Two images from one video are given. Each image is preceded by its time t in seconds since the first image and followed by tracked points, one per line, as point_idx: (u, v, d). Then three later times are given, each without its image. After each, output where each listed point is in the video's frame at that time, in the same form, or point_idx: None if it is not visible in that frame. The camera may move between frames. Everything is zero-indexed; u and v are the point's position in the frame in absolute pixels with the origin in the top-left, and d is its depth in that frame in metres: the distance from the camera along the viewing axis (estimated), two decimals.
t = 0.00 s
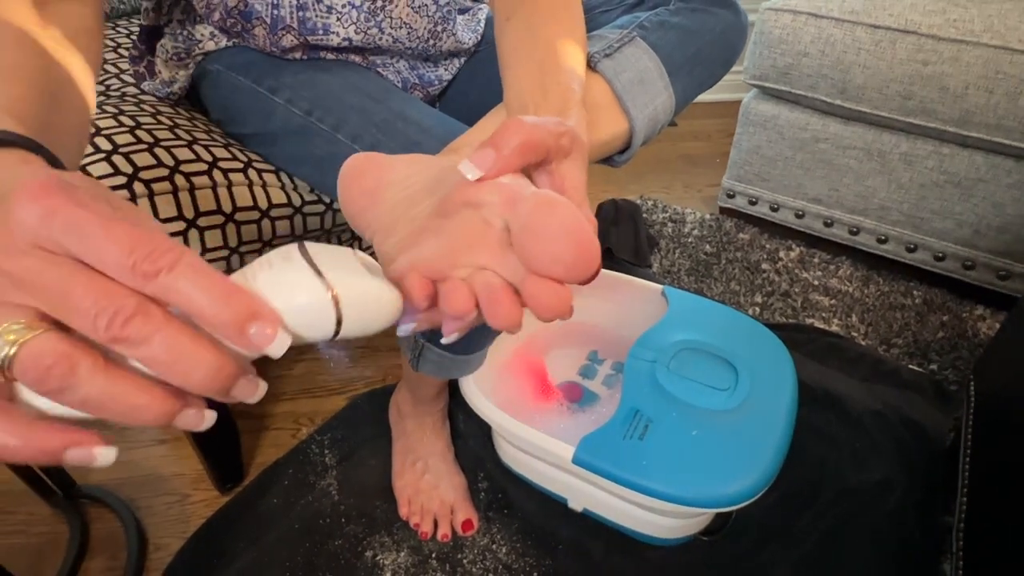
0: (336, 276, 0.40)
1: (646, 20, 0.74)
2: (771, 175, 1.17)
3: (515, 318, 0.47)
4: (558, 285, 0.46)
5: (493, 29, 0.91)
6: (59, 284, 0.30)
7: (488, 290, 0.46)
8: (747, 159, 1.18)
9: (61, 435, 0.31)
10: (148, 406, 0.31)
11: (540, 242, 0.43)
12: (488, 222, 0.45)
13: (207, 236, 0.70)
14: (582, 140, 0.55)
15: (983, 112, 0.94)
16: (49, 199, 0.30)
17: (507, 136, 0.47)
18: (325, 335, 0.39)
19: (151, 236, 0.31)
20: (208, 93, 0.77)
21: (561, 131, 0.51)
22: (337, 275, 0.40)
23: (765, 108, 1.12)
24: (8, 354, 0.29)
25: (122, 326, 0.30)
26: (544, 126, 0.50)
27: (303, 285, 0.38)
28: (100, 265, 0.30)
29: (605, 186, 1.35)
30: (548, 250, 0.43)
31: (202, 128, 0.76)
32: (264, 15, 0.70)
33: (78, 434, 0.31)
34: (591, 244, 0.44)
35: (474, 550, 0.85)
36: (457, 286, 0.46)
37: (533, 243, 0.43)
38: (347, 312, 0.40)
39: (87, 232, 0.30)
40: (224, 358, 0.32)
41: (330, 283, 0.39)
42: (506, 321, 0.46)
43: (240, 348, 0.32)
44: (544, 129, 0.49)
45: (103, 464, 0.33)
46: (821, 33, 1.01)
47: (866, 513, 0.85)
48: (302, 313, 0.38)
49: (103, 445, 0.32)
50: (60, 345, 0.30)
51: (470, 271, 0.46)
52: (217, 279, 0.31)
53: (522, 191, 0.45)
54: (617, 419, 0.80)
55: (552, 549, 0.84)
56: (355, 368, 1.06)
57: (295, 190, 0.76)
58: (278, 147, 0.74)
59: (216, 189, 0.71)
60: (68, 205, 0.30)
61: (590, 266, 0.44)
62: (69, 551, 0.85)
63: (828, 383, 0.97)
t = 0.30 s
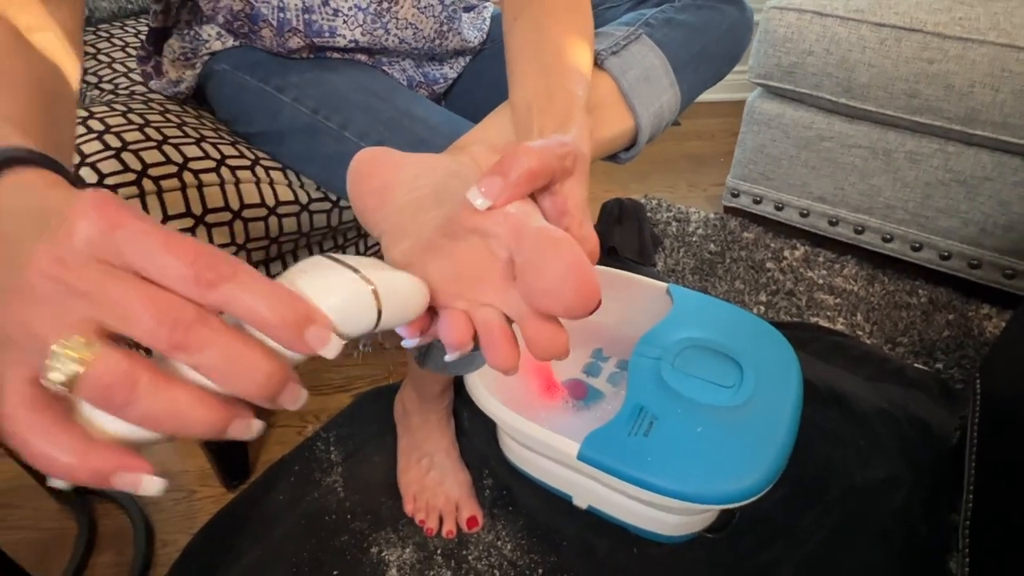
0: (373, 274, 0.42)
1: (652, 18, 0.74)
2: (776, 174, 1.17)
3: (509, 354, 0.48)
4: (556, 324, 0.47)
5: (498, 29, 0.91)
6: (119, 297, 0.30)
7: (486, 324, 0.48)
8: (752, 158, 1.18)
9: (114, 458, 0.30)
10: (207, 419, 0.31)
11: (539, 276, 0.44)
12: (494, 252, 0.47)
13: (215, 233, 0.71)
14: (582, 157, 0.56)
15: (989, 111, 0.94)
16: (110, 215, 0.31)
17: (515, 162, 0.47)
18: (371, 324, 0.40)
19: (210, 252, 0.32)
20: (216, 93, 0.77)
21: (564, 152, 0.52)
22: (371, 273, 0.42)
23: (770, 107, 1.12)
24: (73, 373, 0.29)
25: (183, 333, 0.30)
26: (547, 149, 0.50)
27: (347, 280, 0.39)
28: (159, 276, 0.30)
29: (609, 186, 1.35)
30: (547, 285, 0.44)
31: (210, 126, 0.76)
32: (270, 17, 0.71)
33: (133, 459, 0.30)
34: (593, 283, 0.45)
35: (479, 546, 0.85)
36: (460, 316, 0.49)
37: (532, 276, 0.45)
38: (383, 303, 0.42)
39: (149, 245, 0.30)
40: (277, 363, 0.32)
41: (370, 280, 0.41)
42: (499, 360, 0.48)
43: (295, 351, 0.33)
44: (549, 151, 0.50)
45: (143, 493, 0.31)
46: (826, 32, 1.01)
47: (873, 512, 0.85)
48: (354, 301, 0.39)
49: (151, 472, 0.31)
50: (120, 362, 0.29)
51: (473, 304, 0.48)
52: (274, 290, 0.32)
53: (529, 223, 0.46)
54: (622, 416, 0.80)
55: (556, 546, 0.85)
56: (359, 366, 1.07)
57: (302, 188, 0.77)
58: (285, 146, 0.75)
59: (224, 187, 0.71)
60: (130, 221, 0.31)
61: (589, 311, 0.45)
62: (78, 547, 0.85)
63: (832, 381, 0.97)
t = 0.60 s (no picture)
0: (341, 340, 0.41)
1: (659, 12, 0.74)
2: (781, 172, 1.18)
3: (521, 370, 0.47)
4: (565, 339, 0.47)
5: (504, 25, 0.92)
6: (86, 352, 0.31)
7: (496, 337, 0.47)
8: (757, 155, 1.18)
9: (70, 509, 0.31)
10: (162, 476, 0.31)
11: (546, 292, 0.44)
12: (503, 267, 0.47)
13: (224, 226, 0.72)
14: (590, 161, 0.56)
15: (995, 107, 0.94)
16: (84, 272, 0.32)
17: (524, 177, 0.49)
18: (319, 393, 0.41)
19: (175, 312, 0.31)
20: (225, 88, 0.78)
21: (572, 161, 0.52)
22: (338, 337, 0.41)
23: (775, 104, 1.13)
24: (35, 425, 0.30)
25: (137, 390, 0.30)
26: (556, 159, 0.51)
27: (306, 351, 0.40)
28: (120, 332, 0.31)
29: (614, 184, 1.35)
30: (553, 301, 0.44)
31: (220, 121, 0.77)
32: (280, 12, 0.72)
33: (92, 509, 0.31)
34: (598, 299, 0.45)
35: (484, 540, 0.85)
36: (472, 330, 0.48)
37: (539, 292, 0.45)
38: (343, 369, 0.41)
39: (114, 303, 0.31)
40: (227, 424, 0.31)
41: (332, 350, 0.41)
42: (509, 372, 0.47)
43: (245, 419, 0.31)
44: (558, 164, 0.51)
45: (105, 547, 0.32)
46: (832, 29, 1.01)
47: (879, 508, 0.85)
48: (295, 375, 0.39)
49: (107, 524, 0.31)
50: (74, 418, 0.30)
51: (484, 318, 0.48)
52: (225, 353, 0.31)
53: (539, 241, 0.46)
54: (628, 410, 0.81)
55: (561, 540, 0.85)
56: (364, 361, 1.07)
57: (310, 181, 0.77)
58: (293, 140, 0.76)
59: (233, 180, 0.72)
60: (99, 279, 0.31)
61: (596, 325, 0.45)
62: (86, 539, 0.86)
63: (837, 378, 0.97)
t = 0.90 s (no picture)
0: (339, 345, 0.44)
1: (659, 3, 0.74)
2: (782, 168, 1.18)
3: (509, 361, 0.47)
4: (554, 332, 0.47)
5: (505, 18, 0.91)
6: (107, 360, 0.33)
7: (487, 329, 0.47)
8: (758, 151, 1.18)
9: (86, 514, 0.34)
10: (168, 483, 0.34)
11: (540, 281, 0.44)
12: (497, 258, 0.47)
13: (223, 217, 0.72)
14: (586, 152, 0.55)
15: (997, 103, 0.94)
16: (110, 280, 0.34)
17: (521, 166, 0.49)
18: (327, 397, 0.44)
19: (193, 326, 0.34)
20: (225, 80, 0.78)
21: (569, 149, 0.53)
22: (336, 343, 0.44)
23: (776, 100, 1.13)
24: (57, 429, 0.33)
25: (153, 397, 0.33)
26: (552, 150, 0.51)
27: (306, 355, 0.42)
28: (138, 342, 0.33)
29: (615, 181, 1.35)
30: (547, 291, 0.44)
31: (219, 113, 0.77)
32: (279, 3, 0.71)
33: (101, 518, 0.34)
34: (594, 287, 0.44)
35: (483, 534, 0.85)
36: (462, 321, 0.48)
37: (532, 281, 0.44)
38: (347, 372, 0.44)
39: (133, 313, 0.33)
40: (238, 431, 0.34)
41: (332, 352, 0.43)
42: (496, 364, 0.47)
43: (253, 429, 0.34)
44: (554, 155, 0.51)
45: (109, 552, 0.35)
46: (833, 24, 1.01)
47: (879, 504, 0.85)
48: (304, 380, 0.42)
49: (113, 533, 0.34)
50: (99, 422, 0.33)
51: (476, 309, 0.48)
52: (239, 366, 0.34)
53: (533, 230, 0.46)
54: (627, 404, 0.81)
55: (560, 534, 0.85)
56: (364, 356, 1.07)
57: (309, 173, 0.77)
58: (293, 132, 0.76)
59: (232, 171, 0.72)
60: (126, 290, 0.34)
61: (591, 313, 0.45)
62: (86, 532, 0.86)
63: (837, 374, 0.97)
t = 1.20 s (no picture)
0: (355, 305, 0.43)
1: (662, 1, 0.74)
2: (784, 167, 1.18)
3: (509, 368, 0.48)
4: (553, 339, 0.48)
5: (507, 16, 0.92)
6: (150, 328, 0.37)
7: (488, 338, 0.48)
8: (760, 150, 1.18)
9: (140, 477, 0.37)
10: (208, 445, 0.36)
11: (542, 288, 0.44)
12: (499, 264, 0.47)
13: (226, 214, 0.71)
14: (587, 150, 0.55)
15: (1000, 102, 0.94)
16: (150, 256, 0.38)
17: (522, 170, 0.48)
18: (345, 358, 0.43)
19: (224, 296, 0.37)
20: (228, 78, 0.78)
21: (570, 152, 0.53)
22: (353, 303, 0.43)
23: (778, 99, 1.13)
24: (109, 394, 0.36)
25: (190, 361, 0.36)
26: (552, 151, 0.51)
27: (321, 316, 0.42)
28: (178, 311, 0.37)
29: (616, 180, 1.35)
30: (549, 297, 0.44)
31: (222, 110, 0.77)
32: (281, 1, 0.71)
33: (153, 480, 0.37)
34: (596, 292, 0.45)
35: (484, 532, 0.85)
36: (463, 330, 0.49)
37: (534, 287, 0.45)
38: (365, 332, 0.43)
39: (176, 285, 0.37)
40: (266, 394, 0.36)
41: (347, 312, 0.43)
42: (497, 372, 0.48)
43: (281, 393, 0.37)
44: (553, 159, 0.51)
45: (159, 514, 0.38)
46: (837, 23, 1.01)
47: (880, 503, 0.85)
48: (321, 339, 0.41)
49: (161, 494, 0.37)
50: (141, 386, 0.36)
51: (477, 319, 0.48)
52: (266, 332, 0.36)
53: (535, 235, 0.46)
54: (629, 402, 0.81)
55: (561, 532, 0.85)
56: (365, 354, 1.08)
57: (312, 170, 0.78)
58: (295, 129, 0.76)
59: (235, 168, 0.72)
60: (165, 264, 0.38)
61: (593, 316, 0.45)
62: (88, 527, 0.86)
63: (839, 373, 0.97)
